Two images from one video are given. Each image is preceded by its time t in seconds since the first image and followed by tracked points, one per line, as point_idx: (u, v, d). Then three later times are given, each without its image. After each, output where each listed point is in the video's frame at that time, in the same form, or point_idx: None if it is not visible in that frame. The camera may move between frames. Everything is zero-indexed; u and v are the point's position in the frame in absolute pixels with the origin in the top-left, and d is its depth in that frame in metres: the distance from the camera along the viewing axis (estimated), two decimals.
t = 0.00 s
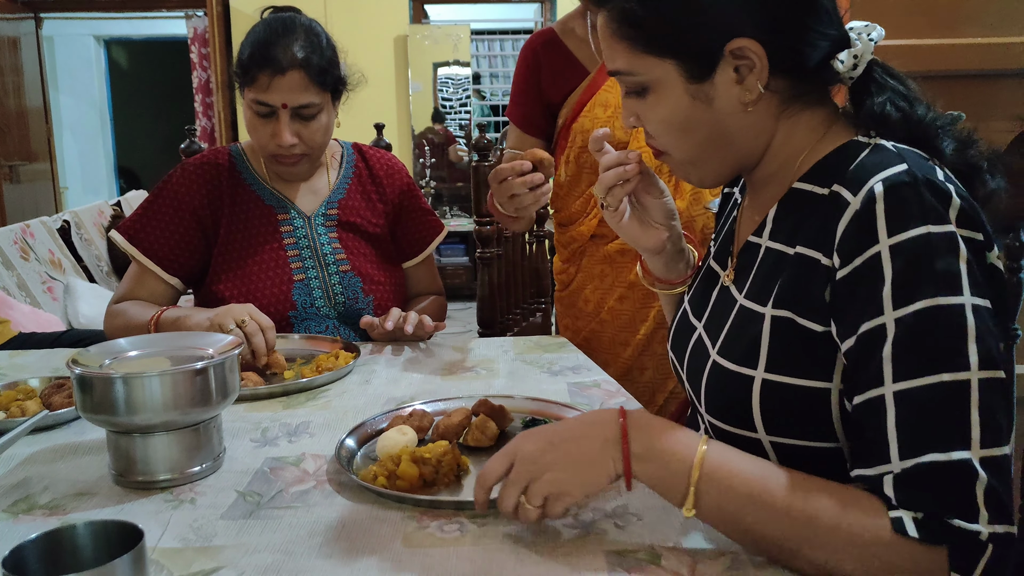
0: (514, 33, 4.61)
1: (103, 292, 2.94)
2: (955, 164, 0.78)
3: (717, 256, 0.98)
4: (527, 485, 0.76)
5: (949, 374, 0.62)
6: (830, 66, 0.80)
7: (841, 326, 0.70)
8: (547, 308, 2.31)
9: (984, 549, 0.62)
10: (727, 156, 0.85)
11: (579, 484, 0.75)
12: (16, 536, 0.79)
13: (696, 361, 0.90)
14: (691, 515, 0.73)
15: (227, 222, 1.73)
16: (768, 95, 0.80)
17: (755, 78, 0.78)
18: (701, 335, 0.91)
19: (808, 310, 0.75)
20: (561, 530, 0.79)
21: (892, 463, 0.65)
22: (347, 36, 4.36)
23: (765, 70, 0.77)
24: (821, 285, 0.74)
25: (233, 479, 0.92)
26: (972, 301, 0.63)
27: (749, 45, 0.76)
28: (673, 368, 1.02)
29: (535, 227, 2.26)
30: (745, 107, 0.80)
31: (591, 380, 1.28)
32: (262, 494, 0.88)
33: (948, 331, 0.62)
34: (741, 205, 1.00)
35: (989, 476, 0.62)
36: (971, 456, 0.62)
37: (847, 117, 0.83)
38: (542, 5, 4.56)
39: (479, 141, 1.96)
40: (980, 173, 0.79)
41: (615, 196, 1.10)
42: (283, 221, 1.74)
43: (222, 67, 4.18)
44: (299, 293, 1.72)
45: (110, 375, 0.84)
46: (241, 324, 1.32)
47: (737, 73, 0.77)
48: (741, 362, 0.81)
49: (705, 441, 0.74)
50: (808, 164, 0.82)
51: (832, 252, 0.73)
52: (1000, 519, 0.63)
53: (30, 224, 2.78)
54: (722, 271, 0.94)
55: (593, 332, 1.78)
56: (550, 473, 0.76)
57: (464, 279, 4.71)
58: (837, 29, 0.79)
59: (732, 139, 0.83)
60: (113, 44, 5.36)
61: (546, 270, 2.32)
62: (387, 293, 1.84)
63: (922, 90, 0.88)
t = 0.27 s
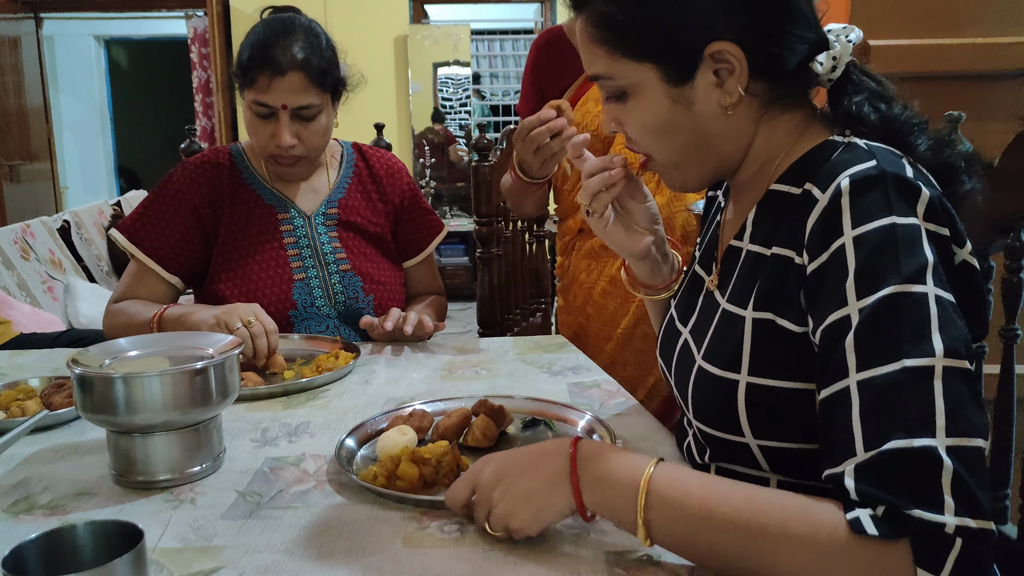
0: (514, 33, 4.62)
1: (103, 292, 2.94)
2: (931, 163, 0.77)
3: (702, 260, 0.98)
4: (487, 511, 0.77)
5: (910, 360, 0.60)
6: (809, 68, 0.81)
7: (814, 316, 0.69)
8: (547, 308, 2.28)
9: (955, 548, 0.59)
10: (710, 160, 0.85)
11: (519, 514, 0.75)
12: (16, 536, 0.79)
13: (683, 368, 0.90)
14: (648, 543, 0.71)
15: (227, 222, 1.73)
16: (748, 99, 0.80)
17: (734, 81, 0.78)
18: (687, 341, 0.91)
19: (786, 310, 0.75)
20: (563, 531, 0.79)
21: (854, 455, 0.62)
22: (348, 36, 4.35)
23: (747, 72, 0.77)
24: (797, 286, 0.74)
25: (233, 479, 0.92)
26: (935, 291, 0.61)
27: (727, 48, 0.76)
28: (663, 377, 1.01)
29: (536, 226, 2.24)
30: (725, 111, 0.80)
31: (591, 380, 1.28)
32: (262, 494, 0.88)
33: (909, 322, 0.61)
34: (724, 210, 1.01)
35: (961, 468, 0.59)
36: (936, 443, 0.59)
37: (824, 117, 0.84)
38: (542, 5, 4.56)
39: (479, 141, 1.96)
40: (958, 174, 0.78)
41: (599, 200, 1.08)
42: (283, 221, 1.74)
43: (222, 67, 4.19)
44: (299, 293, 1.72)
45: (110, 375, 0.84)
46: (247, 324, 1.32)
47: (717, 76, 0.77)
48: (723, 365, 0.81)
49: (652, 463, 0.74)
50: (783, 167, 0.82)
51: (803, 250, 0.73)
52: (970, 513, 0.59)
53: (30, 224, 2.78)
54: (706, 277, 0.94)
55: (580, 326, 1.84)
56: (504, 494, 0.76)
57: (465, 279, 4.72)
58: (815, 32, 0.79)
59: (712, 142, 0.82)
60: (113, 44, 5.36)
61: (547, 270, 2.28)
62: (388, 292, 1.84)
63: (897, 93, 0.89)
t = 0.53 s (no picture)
0: (513, 33, 4.63)
1: (103, 292, 2.94)
2: (920, 163, 0.78)
3: (688, 265, 0.98)
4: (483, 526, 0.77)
5: (910, 372, 0.60)
6: (790, 70, 0.82)
7: (805, 326, 0.69)
8: (547, 307, 2.29)
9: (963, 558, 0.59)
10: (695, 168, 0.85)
11: (517, 534, 0.74)
12: (16, 536, 0.79)
13: (671, 374, 0.90)
14: (651, 565, 0.71)
15: (227, 222, 1.73)
16: (729, 103, 0.80)
17: (715, 86, 0.77)
18: (673, 348, 0.91)
19: (774, 318, 0.75)
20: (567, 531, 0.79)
21: (856, 469, 0.62)
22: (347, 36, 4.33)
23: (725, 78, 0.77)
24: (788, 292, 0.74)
25: (232, 479, 0.92)
26: (930, 299, 0.61)
27: (705, 54, 0.76)
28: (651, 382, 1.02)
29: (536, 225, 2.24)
30: (706, 116, 0.80)
31: (591, 380, 1.28)
32: (263, 494, 0.88)
33: (904, 332, 0.61)
34: (708, 213, 1.02)
35: (965, 479, 0.59)
36: (938, 455, 0.59)
37: (808, 116, 0.84)
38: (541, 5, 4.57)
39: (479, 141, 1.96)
40: (945, 175, 0.79)
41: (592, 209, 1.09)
42: (283, 220, 1.74)
43: (222, 67, 4.19)
44: (299, 292, 1.72)
45: (110, 375, 0.84)
46: (250, 325, 1.34)
47: (696, 82, 0.77)
48: (712, 374, 0.80)
49: (654, 483, 0.74)
50: (765, 174, 0.83)
51: (793, 257, 0.74)
52: (974, 523, 0.60)
53: (30, 224, 2.78)
54: (692, 281, 0.94)
55: (575, 319, 1.85)
56: (500, 513, 0.76)
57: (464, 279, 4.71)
58: (796, 34, 0.79)
59: (694, 150, 0.82)
60: (113, 44, 5.36)
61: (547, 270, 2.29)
62: (388, 291, 1.84)
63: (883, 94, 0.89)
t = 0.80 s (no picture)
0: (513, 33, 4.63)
1: (103, 292, 2.94)
2: (911, 162, 0.77)
3: (679, 269, 0.98)
4: (483, 530, 0.77)
5: (905, 375, 0.60)
6: (776, 75, 0.81)
7: (799, 333, 0.69)
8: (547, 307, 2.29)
9: (964, 561, 0.59)
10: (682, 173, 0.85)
11: (519, 540, 0.73)
12: (16, 536, 0.79)
13: (666, 378, 0.90)
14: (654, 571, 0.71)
15: (226, 223, 1.73)
16: (711, 111, 0.80)
17: (697, 94, 0.78)
18: (666, 353, 0.91)
19: (765, 322, 0.75)
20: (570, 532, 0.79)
21: (855, 475, 0.62)
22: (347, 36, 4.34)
23: (708, 84, 0.77)
24: (778, 296, 0.74)
25: (232, 479, 0.92)
26: (922, 299, 0.61)
27: (687, 62, 0.76)
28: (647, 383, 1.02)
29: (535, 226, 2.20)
30: (689, 124, 0.80)
31: (591, 380, 1.28)
32: (263, 494, 0.87)
33: (897, 336, 0.61)
34: (699, 214, 1.02)
35: (965, 482, 0.59)
36: (936, 459, 0.59)
37: (796, 119, 0.83)
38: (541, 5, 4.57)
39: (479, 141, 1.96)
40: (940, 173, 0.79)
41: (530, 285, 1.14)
42: (282, 220, 1.73)
43: (221, 67, 4.19)
44: (298, 292, 1.72)
45: (110, 375, 0.84)
46: (246, 326, 1.35)
47: (679, 89, 0.78)
48: (706, 378, 0.80)
49: (656, 489, 0.74)
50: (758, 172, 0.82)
51: (783, 260, 0.74)
52: (975, 526, 0.60)
53: (30, 224, 2.78)
54: (683, 287, 0.94)
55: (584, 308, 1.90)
56: (503, 518, 0.75)
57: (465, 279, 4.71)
58: (779, 38, 0.79)
59: (680, 154, 0.82)
60: (113, 43, 5.36)
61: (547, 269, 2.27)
62: (387, 290, 1.84)
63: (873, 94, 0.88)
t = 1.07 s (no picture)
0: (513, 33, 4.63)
1: (103, 292, 2.93)
2: (896, 166, 0.76)
3: (670, 273, 0.98)
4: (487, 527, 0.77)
5: (892, 382, 0.60)
6: (763, 82, 0.80)
7: (788, 339, 0.69)
8: (547, 307, 2.28)
9: (965, 563, 0.59)
10: (665, 180, 0.85)
11: (524, 539, 0.73)
12: (16, 536, 0.79)
13: (660, 384, 0.90)
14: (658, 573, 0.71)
15: (226, 225, 1.73)
16: (699, 119, 0.80)
17: (684, 102, 0.77)
18: (660, 357, 0.91)
19: (751, 330, 0.75)
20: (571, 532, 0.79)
21: (854, 483, 0.62)
22: (347, 36, 4.34)
23: (694, 95, 0.77)
24: (763, 307, 0.74)
25: (232, 479, 0.92)
26: (906, 304, 0.61)
27: (675, 70, 0.76)
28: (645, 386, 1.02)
29: (535, 227, 2.18)
30: (677, 132, 0.80)
31: (591, 380, 1.28)
32: (262, 494, 0.87)
33: (881, 343, 0.61)
34: (687, 220, 1.02)
35: (963, 486, 0.58)
36: (932, 463, 0.59)
37: (782, 127, 0.82)
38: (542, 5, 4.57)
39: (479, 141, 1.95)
40: (927, 176, 0.78)
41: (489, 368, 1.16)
42: (283, 222, 1.73)
43: (221, 67, 4.19)
44: (299, 294, 1.72)
45: (110, 375, 0.83)
46: (244, 328, 1.34)
47: (666, 98, 0.77)
48: (697, 385, 0.80)
49: (661, 489, 0.75)
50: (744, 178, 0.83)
51: (768, 269, 0.74)
52: (974, 528, 0.59)
53: (30, 224, 2.78)
54: (674, 291, 0.94)
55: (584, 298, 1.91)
56: (510, 517, 0.75)
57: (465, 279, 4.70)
58: (765, 45, 0.78)
59: (666, 164, 0.82)
60: (113, 44, 5.36)
61: (547, 270, 2.26)
62: (388, 291, 1.84)
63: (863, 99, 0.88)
